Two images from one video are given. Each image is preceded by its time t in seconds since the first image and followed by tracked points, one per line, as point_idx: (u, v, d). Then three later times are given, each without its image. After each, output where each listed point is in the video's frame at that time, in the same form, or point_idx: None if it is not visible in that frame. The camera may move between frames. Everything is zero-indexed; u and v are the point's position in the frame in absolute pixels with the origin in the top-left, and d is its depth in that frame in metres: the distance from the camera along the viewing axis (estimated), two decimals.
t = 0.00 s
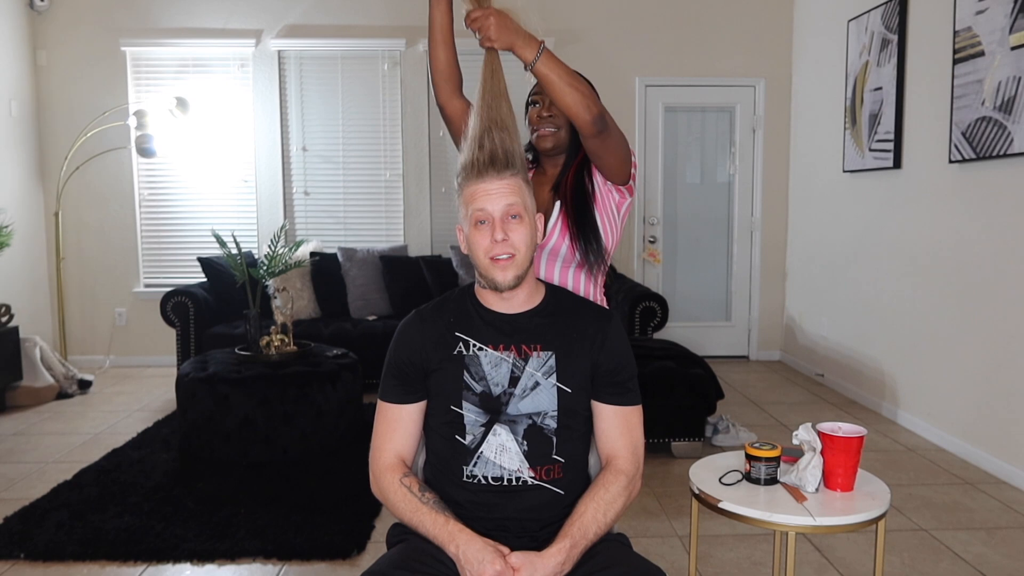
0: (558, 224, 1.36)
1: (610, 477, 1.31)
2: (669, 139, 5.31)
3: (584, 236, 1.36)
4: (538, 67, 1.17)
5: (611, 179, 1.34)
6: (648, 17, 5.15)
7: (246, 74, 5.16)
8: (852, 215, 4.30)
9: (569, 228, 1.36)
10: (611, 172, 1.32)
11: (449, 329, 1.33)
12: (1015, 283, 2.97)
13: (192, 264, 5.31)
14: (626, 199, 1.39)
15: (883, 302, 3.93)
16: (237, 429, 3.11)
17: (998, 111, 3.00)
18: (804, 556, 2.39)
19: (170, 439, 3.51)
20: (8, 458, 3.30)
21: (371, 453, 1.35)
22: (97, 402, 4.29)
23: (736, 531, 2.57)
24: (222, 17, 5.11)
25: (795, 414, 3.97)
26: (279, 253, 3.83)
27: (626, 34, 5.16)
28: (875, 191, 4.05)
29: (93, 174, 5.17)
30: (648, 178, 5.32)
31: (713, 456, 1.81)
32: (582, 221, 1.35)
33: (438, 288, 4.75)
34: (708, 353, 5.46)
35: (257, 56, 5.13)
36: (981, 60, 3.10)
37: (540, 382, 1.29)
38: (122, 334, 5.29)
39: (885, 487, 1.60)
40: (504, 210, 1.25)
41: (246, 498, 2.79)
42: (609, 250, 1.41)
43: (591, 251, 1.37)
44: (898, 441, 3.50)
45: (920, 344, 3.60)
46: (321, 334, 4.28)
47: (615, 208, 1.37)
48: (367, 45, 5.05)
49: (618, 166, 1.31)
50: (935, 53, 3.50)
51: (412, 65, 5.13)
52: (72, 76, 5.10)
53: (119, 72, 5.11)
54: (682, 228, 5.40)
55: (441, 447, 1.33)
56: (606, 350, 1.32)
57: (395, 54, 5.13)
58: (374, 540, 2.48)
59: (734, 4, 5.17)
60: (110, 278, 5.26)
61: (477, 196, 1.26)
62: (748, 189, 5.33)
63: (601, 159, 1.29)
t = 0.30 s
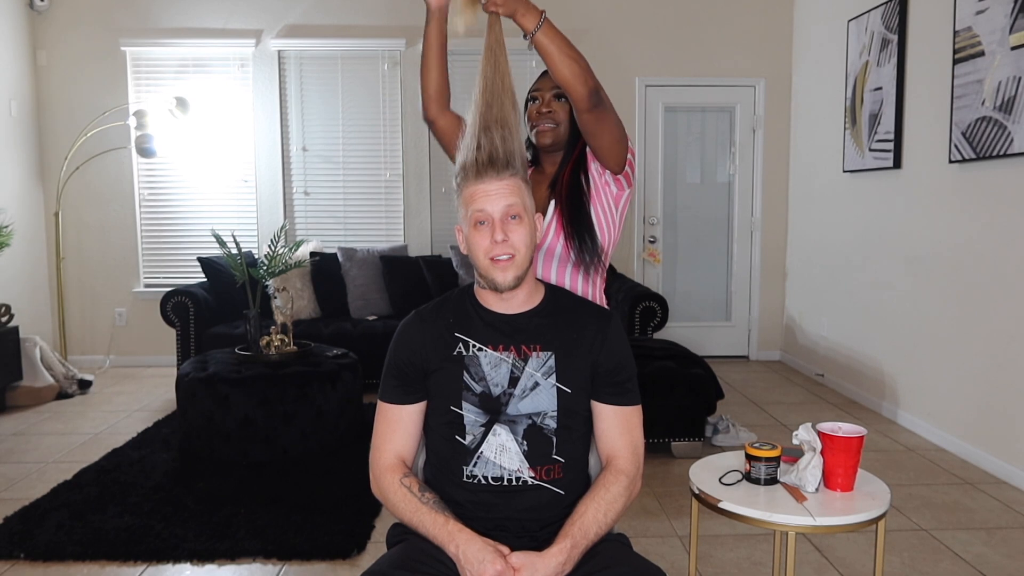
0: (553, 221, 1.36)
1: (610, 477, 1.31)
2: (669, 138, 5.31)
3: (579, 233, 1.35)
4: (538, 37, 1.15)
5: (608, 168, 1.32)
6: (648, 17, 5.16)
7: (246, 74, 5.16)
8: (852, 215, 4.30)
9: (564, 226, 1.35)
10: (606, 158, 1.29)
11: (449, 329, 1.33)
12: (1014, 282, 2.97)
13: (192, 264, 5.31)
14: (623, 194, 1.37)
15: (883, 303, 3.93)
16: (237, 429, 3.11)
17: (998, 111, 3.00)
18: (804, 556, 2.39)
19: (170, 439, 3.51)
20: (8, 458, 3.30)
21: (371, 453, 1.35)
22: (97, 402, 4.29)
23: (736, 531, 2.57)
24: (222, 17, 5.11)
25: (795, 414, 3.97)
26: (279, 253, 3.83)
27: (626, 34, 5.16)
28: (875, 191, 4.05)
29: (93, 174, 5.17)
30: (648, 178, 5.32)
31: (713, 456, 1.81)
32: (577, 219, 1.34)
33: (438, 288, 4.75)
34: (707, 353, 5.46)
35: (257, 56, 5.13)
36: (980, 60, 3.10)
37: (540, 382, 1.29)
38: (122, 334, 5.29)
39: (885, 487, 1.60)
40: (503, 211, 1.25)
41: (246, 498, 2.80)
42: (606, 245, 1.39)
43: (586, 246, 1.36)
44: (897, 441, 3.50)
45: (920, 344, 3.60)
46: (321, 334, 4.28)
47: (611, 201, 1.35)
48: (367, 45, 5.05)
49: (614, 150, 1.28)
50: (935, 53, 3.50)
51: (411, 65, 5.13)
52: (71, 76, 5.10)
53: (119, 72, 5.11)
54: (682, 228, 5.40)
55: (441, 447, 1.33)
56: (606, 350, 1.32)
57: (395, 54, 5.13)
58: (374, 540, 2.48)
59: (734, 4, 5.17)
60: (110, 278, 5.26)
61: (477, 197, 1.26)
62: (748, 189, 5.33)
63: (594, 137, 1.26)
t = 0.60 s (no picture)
0: (548, 221, 1.36)
1: (610, 478, 1.31)
2: (669, 138, 5.31)
3: (573, 233, 1.36)
4: (534, 24, 1.15)
5: (605, 163, 1.31)
6: (648, 16, 5.16)
7: (246, 74, 5.16)
8: (852, 215, 4.30)
9: (559, 226, 1.36)
10: (602, 150, 1.28)
11: (448, 330, 1.33)
12: (1014, 282, 2.97)
13: (192, 264, 5.31)
14: (620, 190, 1.36)
15: (883, 303, 3.93)
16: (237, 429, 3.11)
17: (998, 110, 3.00)
18: (805, 556, 2.39)
19: (170, 439, 3.51)
20: (8, 458, 3.30)
21: (370, 454, 1.35)
22: (97, 402, 4.29)
23: (736, 531, 2.57)
24: (221, 16, 5.11)
25: (795, 414, 3.97)
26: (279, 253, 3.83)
27: (627, 33, 5.16)
28: (875, 191, 4.05)
29: (93, 174, 5.17)
30: (648, 178, 5.32)
31: (713, 456, 1.80)
32: (572, 218, 1.34)
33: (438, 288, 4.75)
34: (708, 353, 5.45)
35: (257, 56, 5.13)
36: (980, 60, 3.10)
37: (539, 383, 1.29)
38: (122, 333, 5.29)
39: (885, 487, 1.60)
40: (502, 211, 1.25)
41: (246, 498, 2.80)
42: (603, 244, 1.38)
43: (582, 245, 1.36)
44: (898, 441, 3.50)
45: (920, 344, 3.60)
46: (321, 334, 4.28)
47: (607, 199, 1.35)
48: (367, 45, 5.05)
49: (609, 140, 1.27)
50: (934, 53, 3.50)
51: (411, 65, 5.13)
52: (72, 76, 5.11)
53: (119, 72, 5.11)
54: (682, 228, 5.40)
55: (440, 448, 1.33)
56: (606, 350, 1.32)
57: (395, 54, 5.12)
58: (374, 540, 2.48)
59: (734, 3, 5.17)
60: (110, 277, 5.26)
61: (476, 198, 1.26)
62: (748, 189, 5.33)
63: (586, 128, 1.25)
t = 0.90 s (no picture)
0: (553, 221, 1.36)
1: (610, 478, 1.31)
2: (669, 139, 5.31)
3: (579, 232, 1.36)
4: (533, 29, 1.20)
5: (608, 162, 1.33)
6: (648, 16, 5.16)
7: (246, 74, 5.16)
8: (852, 215, 4.30)
9: (564, 225, 1.35)
10: (606, 149, 1.30)
11: (448, 329, 1.33)
12: (1014, 282, 2.97)
13: (192, 264, 5.31)
14: (622, 190, 1.38)
15: (883, 303, 3.93)
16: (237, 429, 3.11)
17: (998, 111, 3.00)
18: (805, 556, 2.39)
19: (170, 439, 3.51)
20: (7, 459, 3.30)
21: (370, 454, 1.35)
22: (97, 402, 4.29)
23: (735, 531, 2.57)
24: (221, 17, 5.11)
25: (795, 414, 3.97)
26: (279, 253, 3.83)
27: (627, 34, 5.16)
28: (874, 191, 4.05)
29: (93, 174, 5.17)
30: (648, 178, 5.32)
31: (713, 456, 1.81)
32: (577, 217, 1.34)
33: (438, 288, 4.75)
34: (707, 353, 5.45)
35: (257, 56, 5.13)
36: (981, 60, 3.10)
37: (539, 382, 1.29)
38: (122, 334, 5.29)
39: (885, 487, 1.60)
40: (500, 211, 1.25)
41: (247, 498, 2.79)
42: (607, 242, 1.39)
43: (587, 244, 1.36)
44: (898, 441, 3.50)
45: (920, 344, 3.60)
46: (321, 334, 4.28)
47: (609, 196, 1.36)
48: (367, 44, 5.05)
49: (614, 139, 1.29)
50: (935, 53, 3.50)
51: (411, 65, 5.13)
52: (72, 76, 5.11)
53: (119, 72, 5.11)
54: (682, 228, 5.40)
55: (440, 447, 1.33)
56: (606, 349, 1.33)
57: (395, 54, 5.12)
58: (374, 540, 2.47)
59: (734, 3, 5.17)
60: (110, 277, 5.26)
61: (473, 199, 1.27)
62: (748, 189, 5.33)
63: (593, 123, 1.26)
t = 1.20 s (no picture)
0: (562, 223, 1.37)
1: (610, 477, 1.31)
2: (669, 139, 5.30)
3: (587, 236, 1.37)
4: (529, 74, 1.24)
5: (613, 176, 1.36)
6: (648, 17, 5.16)
7: (246, 74, 5.16)
8: (852, 215, 4.30)
9: (573, 228, 1.36)
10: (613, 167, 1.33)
11: (447, 329, 1.32)
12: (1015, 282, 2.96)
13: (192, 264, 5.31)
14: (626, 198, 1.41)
15: (882, 303, 3.93)
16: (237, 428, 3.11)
17: (998, 111, 3.00)
18: (805, 556, 2.39)
19: (170, 439, 3.51)
20: (7, 459, 3.30)
21: (370, 454, 1.34)
22: (97, 402, 4.29)
23: (735, 531, 2.57)
24: (221, 17, 5.11)
25: (795, 414, 3.97)
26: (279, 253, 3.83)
27: (627, 34, 5.16)
28: (874, 191, 4.05)
29: (93, 174, 5.17)
30: (648, 178, 5.32)
31: (713, 456, 1.80)
32: (587, 220, 1.36)
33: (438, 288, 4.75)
34: (707, 353, 5.46)
35: (257, 56, 5.13)
36: (981, 60, 3.10)
37: (539, 382, 1.29)
38: (122, 334, 5.29)
39: (885, 488, 1.60)
40: (502, 213, 1.25)
41: (247, 498, 2.80)
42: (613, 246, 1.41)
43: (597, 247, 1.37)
44: (898, 441, 3.50)
45: (920, 344, 3.60)
46: (321, 334, 4.28)
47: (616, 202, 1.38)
48: (367, 45, 5.05)
49: (620, 162, 1.33)
50: (935, 53, 3.50)
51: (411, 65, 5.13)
52: (72, 76, 5.11)
53: (119, 72, 5.11)
54: (682, 228, 5.40)
55: (440, 447, 1.33)
56: (606, 349, 1.32)
57: (395, 54, 5.12)
58: (374, 540, 2.48)
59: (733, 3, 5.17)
60: (110, 277, 5.26)
61: (473, 200, 1.27)
62: (748, 189, 5.33)
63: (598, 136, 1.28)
